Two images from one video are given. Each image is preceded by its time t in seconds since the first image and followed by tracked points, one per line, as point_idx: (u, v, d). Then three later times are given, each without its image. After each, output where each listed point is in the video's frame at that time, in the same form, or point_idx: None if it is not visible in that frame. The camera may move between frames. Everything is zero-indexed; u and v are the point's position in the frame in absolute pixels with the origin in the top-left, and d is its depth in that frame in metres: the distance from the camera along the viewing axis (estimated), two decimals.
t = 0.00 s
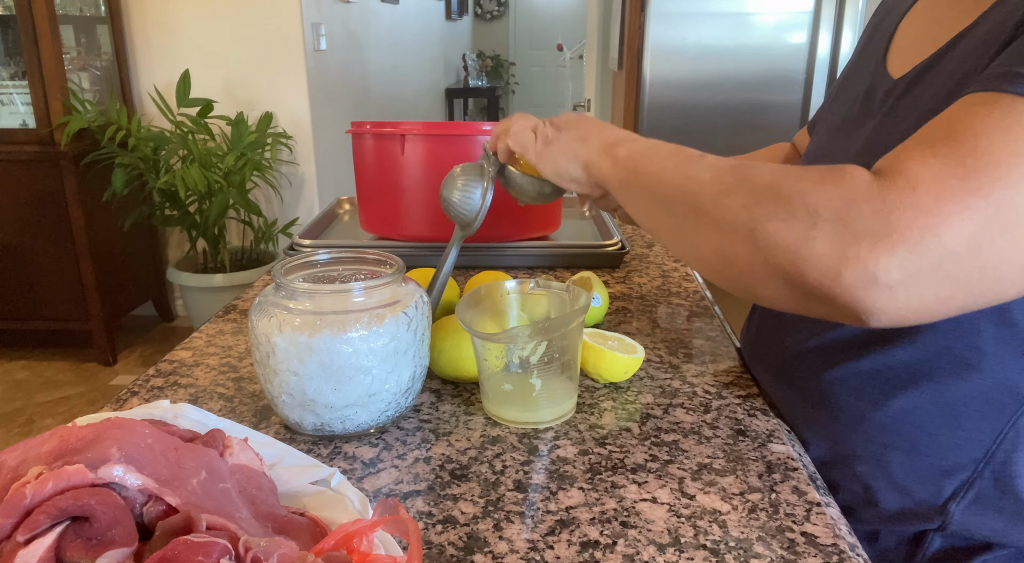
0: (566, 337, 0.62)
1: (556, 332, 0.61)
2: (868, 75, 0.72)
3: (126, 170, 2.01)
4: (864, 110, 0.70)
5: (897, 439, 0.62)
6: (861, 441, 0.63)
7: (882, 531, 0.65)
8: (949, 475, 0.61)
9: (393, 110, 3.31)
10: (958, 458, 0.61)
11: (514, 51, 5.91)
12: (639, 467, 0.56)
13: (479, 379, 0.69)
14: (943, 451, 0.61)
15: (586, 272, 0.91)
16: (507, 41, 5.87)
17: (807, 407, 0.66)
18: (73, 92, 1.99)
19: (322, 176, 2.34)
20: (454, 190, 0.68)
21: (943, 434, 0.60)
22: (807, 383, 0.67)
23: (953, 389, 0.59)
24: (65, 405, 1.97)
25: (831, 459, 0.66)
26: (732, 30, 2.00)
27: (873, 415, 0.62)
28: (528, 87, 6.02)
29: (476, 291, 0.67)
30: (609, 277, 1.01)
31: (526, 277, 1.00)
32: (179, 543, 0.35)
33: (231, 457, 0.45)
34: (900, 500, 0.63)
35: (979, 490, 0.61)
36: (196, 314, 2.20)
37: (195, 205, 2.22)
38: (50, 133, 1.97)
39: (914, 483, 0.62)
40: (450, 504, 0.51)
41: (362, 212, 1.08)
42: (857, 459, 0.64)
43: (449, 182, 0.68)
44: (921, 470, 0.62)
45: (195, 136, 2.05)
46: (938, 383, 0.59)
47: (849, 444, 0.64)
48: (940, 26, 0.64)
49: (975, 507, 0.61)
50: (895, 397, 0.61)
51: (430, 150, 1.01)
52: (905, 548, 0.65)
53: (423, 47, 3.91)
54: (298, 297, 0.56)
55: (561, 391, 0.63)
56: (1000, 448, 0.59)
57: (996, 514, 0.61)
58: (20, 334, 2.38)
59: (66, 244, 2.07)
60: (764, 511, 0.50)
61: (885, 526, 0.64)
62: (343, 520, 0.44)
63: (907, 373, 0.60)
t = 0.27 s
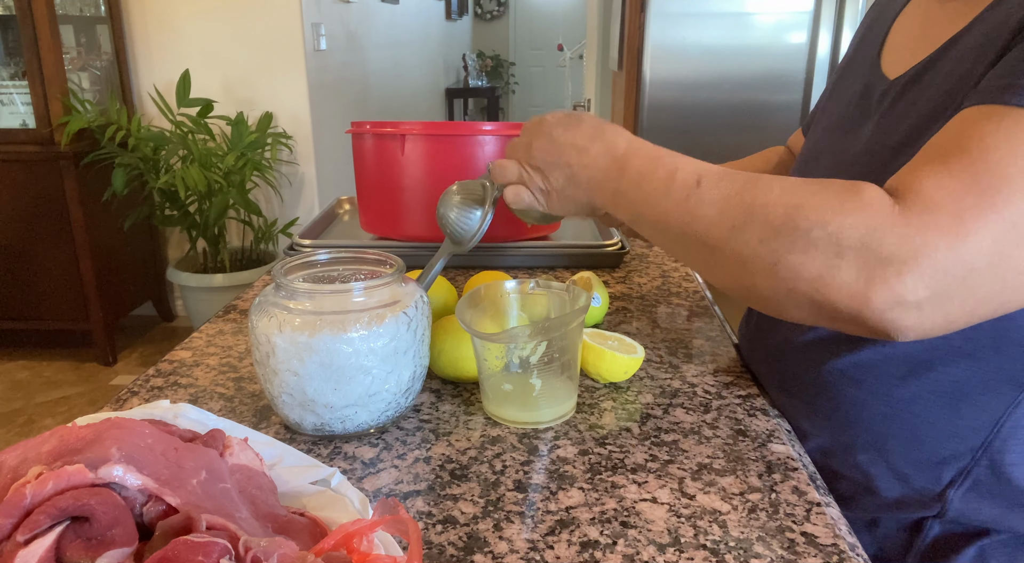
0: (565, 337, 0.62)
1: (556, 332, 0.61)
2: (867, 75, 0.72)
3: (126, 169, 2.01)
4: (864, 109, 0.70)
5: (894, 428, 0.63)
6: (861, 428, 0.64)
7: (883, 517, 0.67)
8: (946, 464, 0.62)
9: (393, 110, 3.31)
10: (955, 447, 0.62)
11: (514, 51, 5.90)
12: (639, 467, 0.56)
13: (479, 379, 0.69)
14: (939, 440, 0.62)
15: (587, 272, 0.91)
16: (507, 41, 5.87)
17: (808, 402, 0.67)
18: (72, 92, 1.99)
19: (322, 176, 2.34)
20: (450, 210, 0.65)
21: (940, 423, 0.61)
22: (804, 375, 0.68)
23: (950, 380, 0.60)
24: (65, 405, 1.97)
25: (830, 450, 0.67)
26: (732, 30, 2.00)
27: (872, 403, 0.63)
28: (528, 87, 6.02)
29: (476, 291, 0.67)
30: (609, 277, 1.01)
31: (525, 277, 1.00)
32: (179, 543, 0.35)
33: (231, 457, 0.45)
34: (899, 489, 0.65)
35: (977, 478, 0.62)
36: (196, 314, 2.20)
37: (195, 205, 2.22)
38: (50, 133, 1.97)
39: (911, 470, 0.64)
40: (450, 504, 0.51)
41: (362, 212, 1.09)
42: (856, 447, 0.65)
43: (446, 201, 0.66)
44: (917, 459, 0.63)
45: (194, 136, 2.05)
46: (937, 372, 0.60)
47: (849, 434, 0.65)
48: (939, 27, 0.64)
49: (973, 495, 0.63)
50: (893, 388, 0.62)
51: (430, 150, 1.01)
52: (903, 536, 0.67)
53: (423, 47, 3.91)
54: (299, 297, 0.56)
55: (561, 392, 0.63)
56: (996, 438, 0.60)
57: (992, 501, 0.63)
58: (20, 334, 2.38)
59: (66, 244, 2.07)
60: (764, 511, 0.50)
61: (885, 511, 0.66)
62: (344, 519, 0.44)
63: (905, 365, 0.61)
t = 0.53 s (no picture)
0: (565, 337, 0.62)
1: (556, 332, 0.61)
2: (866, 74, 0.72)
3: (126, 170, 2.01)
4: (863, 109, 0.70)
5: (887, 419, 0.63)
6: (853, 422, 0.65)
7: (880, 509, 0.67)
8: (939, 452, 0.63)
9: (393, 110, 3.31)
10: (947, 436, 0.62)
11: (515, 51, 5.90)
12: (639, 466, 0.56)
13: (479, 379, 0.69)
14: (931, 430, 0.62)
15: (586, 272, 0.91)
16: (507, 41, 5.87)
17: (809, 401, 0.67)
18: (73, 92, 1.99)
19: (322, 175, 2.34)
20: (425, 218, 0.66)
21: (931, 413, 0.62)
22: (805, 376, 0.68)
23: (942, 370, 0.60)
24: (65, 405, 1.97)
25: (829, 446, 0.67)
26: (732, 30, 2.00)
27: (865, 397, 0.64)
28: (528, 86, 6.02)
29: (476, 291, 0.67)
30: (609, 277, 1.01)
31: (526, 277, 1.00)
32: (179, 543, 0.35)
33: (231, 457, 0.45)
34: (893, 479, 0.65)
35: (969, 464, 0.63)
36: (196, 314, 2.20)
37: (195, 205, 2.22)
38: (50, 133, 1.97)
39: (905, 460, 0.64)
40: (450, 504, 0.51)
41: (362, 212, 1.09)
42: (851, 440, 0.66)
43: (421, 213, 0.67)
44: (910, 448, 0.63)
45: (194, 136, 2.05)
46: (926, 364, 0.60)
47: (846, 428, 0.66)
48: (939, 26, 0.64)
49: (966, 481, 0.63)
50: (885, 380, 0.62)
51: (430, 150, 1.01)
52: (900, 528, 0.66)
53: (424, 47, 3.91)
54: (299, 297, 0.56)
55: (561, 392, 0.63)
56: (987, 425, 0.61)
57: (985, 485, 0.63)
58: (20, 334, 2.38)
59: (66, 244, 2.07)
60: (764, 511, 0.50)
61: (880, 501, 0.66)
62: (344, 519, 0.44)
63: (896, 355, 0.61)
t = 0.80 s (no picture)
0: (565, 337, 0.63)
1: (555, 330, 0.62)
2: (867, 76, 0.72)
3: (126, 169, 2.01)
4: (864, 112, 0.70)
5: (894, 421, 0.64)
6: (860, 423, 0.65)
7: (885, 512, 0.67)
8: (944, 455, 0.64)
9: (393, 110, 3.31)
10: (953, 438, 0.63)
11: (514, 51, 5.90)
12: (639, 466, 0.56)
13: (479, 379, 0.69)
14: (937, 432, 0.63)
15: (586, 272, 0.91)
16: (507, 41, 5.87)
17: (810, 401, 0.67)
18: (72, 92, 1.99)
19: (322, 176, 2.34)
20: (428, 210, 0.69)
21: (939, 416, 0.62)
22: (807, 376, 0.68)
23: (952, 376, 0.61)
24: (65, 405, 1.97)
25: (829, 445, 0.67)
26: (733, 30, 2.00)
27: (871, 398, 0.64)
28: (528, 86, 6.02)
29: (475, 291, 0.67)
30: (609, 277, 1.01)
31: (525, 276, 1.00)
32: (179, 543, 0.35)
33: (231, 457, 0.45)
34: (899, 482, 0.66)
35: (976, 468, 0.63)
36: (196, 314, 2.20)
37: (195, 205, 2.22)
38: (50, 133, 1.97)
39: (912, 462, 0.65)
40: (450, 504, 0.51)
41: (361, 212, 1.08)
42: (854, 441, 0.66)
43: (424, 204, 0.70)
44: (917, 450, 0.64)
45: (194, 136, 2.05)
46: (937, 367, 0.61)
47: (848, 428, 0.66)
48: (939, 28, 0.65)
49: (972, 485, 0.64)
50: (891, 381, 0.63)
51: (430, 150, 1.01)
52: (907, 531, 0.67)
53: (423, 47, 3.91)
54: (298, 297, 0.56)
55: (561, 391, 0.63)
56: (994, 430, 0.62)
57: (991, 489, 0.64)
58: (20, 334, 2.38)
59: (66, 244, 2.07)
60: (764, 511, 0.50)
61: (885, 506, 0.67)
62: (343, 519, 0.44)
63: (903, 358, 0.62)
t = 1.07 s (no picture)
0: (565, 337, 0.63)
1: (557, 329, 0.62)
2: (867, 76, 0.72)
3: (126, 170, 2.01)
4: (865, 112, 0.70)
5: (896, 423, 0.64)
6: (863, 425, 0.65)
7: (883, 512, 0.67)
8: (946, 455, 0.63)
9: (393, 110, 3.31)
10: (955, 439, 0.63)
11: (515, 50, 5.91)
12: (639, 466, 0.56)
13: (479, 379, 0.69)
14: (939, 433, 0.63)
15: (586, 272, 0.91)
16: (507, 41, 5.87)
17: (811, 402, 0.67)
18: (73, 92, 1.99)
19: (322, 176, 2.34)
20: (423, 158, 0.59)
21: (942, 418, 0.62)
22: (807, 377, 0.68)
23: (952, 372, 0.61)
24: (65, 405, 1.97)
25: (830, 446, 0.67)
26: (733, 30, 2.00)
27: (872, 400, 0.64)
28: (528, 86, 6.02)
29: (476, 291, 0.67)
30: (609, 277, 1.01)
31: (526, 276, 1.00)
32: (179, 543, 0.35)
33: (231, 457, 0.45)
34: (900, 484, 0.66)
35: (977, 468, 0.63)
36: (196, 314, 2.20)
37: (195, 205, 2.22)
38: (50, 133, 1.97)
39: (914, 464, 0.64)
40: (450, 503, 0.51)
41: (361, 213, 1.08)
42: (855, 443, 0.66)
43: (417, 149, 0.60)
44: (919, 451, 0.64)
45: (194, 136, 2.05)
46: (938, 365, 0.61)
47: (849, 429, 0.66)
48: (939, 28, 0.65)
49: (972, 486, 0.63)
50: (892, 381, 0.63)
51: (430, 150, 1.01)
52: (904, 533, 0.66)
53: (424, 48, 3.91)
54: (299, 297, 0.56)
55: (561, 391, 0.63)
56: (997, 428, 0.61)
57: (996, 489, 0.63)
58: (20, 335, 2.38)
59: (66, 244, 2.07)
60: (764, 511, 0.50)
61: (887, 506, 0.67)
62: (343, 519, 0.44)
63: (902, 358, 0.62)
